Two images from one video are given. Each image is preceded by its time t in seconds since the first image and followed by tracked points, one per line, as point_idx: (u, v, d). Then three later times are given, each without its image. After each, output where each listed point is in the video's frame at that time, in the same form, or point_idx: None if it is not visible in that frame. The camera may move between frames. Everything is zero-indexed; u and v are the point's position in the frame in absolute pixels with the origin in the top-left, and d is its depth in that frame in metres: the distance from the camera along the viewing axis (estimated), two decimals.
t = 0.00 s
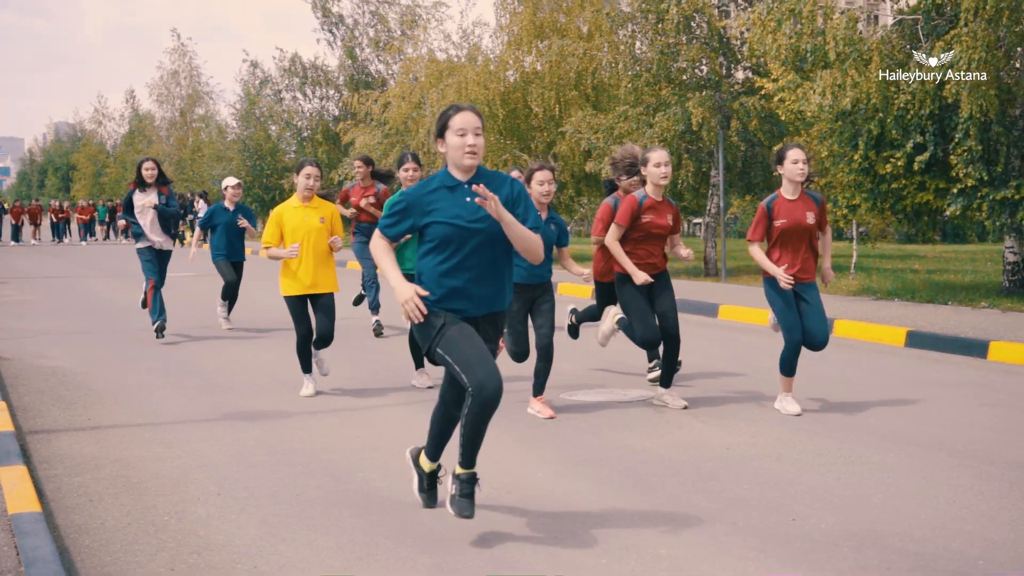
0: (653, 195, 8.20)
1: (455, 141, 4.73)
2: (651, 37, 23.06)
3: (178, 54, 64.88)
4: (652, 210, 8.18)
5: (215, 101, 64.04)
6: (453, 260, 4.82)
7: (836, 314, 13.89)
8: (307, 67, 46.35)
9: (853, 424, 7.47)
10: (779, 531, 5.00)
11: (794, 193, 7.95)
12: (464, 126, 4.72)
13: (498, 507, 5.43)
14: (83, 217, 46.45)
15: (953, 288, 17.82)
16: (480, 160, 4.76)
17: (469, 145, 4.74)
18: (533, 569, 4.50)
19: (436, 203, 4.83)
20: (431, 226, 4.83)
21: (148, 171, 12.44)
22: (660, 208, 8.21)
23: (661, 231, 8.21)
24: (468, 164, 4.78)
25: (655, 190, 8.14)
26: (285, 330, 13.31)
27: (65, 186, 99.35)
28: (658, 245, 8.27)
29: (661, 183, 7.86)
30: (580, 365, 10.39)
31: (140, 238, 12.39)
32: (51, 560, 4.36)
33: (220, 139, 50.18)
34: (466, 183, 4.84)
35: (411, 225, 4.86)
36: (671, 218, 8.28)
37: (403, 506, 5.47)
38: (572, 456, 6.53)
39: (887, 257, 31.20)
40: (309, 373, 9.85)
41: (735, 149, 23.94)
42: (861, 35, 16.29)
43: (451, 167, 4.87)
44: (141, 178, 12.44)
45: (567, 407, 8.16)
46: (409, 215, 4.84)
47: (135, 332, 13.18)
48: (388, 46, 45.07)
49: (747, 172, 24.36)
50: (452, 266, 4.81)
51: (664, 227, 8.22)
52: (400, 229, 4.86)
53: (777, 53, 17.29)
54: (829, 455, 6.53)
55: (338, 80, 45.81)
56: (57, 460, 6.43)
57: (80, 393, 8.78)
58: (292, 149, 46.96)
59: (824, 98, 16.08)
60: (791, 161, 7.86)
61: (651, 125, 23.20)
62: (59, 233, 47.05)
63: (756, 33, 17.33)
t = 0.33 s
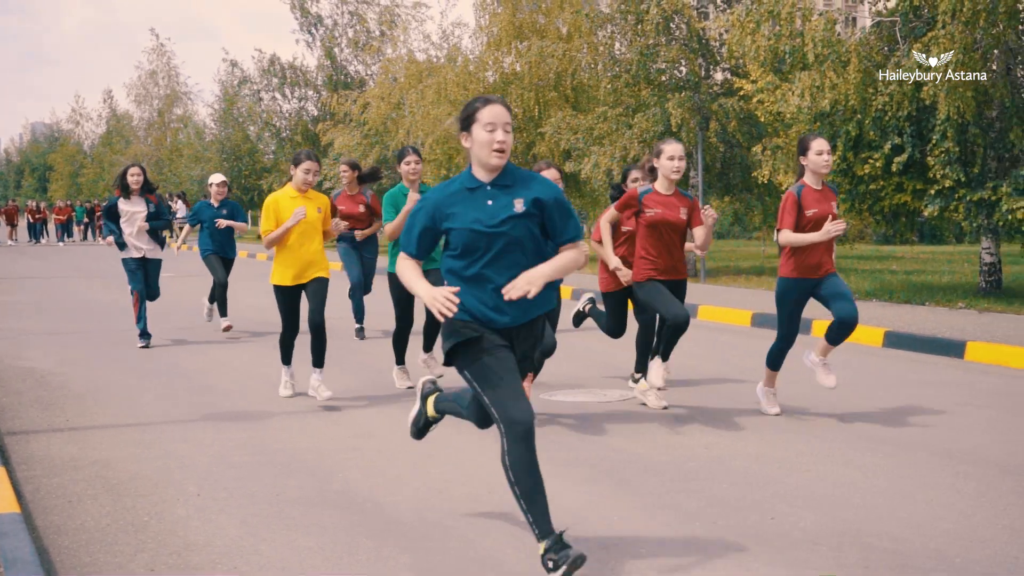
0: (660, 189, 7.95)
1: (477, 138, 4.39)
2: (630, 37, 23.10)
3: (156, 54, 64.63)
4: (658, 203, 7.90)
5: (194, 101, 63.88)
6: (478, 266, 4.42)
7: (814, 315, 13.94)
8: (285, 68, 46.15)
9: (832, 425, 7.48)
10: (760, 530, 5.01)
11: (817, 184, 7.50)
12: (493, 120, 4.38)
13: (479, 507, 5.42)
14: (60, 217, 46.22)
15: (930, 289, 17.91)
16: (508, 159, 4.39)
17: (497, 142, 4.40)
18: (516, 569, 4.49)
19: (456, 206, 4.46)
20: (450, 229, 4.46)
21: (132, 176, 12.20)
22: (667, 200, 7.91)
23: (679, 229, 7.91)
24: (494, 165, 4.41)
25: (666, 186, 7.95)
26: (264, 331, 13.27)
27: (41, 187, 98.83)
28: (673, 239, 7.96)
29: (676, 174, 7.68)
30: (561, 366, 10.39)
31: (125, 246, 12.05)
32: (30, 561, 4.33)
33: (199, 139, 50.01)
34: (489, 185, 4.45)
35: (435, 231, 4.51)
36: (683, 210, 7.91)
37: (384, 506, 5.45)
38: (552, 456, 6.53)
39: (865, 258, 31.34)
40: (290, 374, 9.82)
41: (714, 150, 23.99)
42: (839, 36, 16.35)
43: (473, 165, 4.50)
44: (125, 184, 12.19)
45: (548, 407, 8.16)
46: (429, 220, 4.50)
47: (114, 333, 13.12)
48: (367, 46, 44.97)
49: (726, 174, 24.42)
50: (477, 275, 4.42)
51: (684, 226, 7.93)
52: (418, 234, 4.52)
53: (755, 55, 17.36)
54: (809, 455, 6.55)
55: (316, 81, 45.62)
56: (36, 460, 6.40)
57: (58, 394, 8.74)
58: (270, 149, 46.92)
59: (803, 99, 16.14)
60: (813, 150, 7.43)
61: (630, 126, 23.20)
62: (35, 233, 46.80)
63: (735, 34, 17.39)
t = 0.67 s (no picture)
0: (671, 184, 7.51)
1: (522, 146, 3.87)
2: (609, 39, 23.17)
3: (134, 54, 64.33)
4: (665, 196, 7.51)
5: (171, 102, 63.73)
6: (524, 292, 3.89)
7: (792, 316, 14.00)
8: (263, 70, 45.95)
9: (811, 425, 7.53)
10: (738, 529, 5.05)
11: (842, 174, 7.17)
12: (536, 122, 3.87)
13: (458, 506, 5.45)
14: (37, 218, 45.98)
15: (907, 289, 18.05)
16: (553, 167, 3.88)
17: (542, 147, 3.87)
18: (502, 569, 4.50)
19: (497, 224, 3.91)
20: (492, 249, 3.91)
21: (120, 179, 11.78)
22: (676, 195, 7.46)
23: (695, 220, 7.46)
24: (537, 173, 3.90)
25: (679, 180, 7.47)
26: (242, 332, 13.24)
27: (17, 188, 98.29)
28: (693, 233, 7.52)
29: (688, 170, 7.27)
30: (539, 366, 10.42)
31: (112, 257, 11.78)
32: (9, 562, 4.32)
33: (176, 140, 49.80)
34: (531, 200, 3.93)
35: (475, 253, 3.94)
36: (694, 201, 7.43)
37: (364, 505, 5.47)
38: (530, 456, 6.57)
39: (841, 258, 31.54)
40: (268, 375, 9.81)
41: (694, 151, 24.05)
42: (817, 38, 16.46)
43: (511, 173, 3.97)
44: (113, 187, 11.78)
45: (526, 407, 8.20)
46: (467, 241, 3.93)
47: (92, 334, 13.07)
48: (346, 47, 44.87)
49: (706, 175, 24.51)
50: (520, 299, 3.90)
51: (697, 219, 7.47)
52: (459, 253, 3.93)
53: (734, 57, 17.46)
54: (789, 455, 6.58)
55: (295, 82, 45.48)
56: (14, 462, 6.39)
57: (36, 395, 8.71)
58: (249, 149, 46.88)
59: (783, 100, 16.23)
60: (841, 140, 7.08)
61: (611, 127, 23.20)
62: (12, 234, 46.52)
63: (713, 35, 17.45)
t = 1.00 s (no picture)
0: (688, 191, 7.21)
1: (590, 126, 3.62)
2: (586, 39, 23.16)
3: (108, 54, 63.90)
4: (682, 203, 7.21)
5: (146, 103, 63.45)
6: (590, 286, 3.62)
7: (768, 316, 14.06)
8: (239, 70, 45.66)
9: (790, 425, 7.55)
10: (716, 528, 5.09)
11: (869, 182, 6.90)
12: (599, 99, 3.62)
13: (438, 506, 5.46)
14: (10, 219, 45.59)
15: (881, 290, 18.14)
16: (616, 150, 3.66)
17: (604, 126, 3.63)
18: (484, 570, 4.50)
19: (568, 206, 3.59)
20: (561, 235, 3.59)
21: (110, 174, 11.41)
22: (693, 202, 7.15)
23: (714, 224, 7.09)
24: (599, 155, 3.67)
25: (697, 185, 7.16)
26: (218, 334, 13.21)
27: None
28: (714, 239, 7.11)
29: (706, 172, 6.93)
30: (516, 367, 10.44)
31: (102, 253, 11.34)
32: None
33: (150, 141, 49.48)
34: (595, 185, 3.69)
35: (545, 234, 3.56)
36: (711, 206, 7.10)
37: (343, 506, 5.48)
38: (507, 455, 6.58)
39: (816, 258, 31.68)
40: (246, 377, 9.79)
41: (669, 152, 24.06)
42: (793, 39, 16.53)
43: (570, 156, 3.72)
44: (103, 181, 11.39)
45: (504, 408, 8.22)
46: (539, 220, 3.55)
47: (67, 336, 12.99)
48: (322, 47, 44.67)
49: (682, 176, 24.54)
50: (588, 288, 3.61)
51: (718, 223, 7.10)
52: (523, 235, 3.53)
53: (710, 57, 17.47)
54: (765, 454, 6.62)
55: (270, 82, 45.25)
56: None
57: (11, 397, 8.67)
58: (225, 149, 46.71)
59: (759, 99, 16.28)
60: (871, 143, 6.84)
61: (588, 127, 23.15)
62: None
63: (690, 35, 17.42)
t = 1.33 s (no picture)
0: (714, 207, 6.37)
1: (669, 106, 3.38)
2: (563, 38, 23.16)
3: (83, 54, 63.51)
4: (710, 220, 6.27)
5: (121, 101, 63.16)
6: (670, 272, 3.36)
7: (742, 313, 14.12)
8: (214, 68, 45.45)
9: (770, 424, 7.59)
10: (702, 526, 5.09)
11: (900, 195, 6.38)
12: (681, 80, 3.39)
13: (423, 506, 5.45)
14: None
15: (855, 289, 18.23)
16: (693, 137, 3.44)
17: (684, 110, 3.40)
18: (470, 569, 4.49)
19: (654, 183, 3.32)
20: (641, 216, 3.30)
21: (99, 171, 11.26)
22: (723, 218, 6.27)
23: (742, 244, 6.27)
24: (677, 140, 3.43)
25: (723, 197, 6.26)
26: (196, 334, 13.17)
27: None
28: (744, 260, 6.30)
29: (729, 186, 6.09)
30: (495, 367, 10.44)
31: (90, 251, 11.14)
32: None
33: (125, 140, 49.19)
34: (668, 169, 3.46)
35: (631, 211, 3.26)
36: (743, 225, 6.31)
37: (326, 506, 5.47)
38: (489, 455, 6.58)
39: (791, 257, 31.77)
40: (225, 377, 9.75)
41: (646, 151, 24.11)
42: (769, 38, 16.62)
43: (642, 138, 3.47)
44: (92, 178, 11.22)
45: (485, 407, 8.22)
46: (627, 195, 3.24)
47: (43, 336, 12.91)
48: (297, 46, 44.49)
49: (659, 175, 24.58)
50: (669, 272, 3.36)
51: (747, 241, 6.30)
52: (601, 211, 3.19)
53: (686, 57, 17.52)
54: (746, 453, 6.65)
55: (246, 81, 45.05)
56: None
57: None
58: (201, 148, 46.60)
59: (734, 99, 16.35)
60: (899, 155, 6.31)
61: (565, 126, 23.16)
62: None
63: (667, 34, 17.46)
